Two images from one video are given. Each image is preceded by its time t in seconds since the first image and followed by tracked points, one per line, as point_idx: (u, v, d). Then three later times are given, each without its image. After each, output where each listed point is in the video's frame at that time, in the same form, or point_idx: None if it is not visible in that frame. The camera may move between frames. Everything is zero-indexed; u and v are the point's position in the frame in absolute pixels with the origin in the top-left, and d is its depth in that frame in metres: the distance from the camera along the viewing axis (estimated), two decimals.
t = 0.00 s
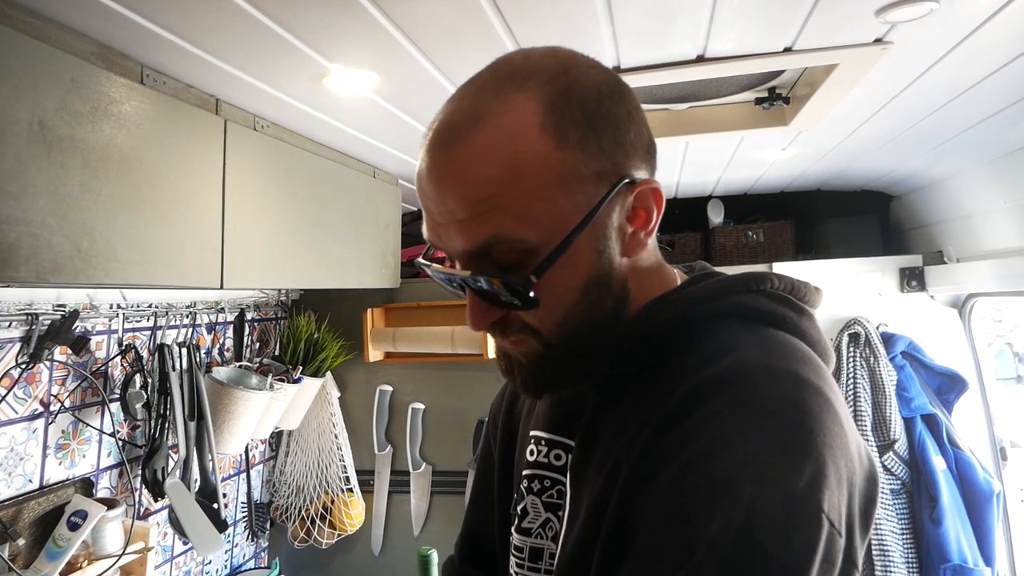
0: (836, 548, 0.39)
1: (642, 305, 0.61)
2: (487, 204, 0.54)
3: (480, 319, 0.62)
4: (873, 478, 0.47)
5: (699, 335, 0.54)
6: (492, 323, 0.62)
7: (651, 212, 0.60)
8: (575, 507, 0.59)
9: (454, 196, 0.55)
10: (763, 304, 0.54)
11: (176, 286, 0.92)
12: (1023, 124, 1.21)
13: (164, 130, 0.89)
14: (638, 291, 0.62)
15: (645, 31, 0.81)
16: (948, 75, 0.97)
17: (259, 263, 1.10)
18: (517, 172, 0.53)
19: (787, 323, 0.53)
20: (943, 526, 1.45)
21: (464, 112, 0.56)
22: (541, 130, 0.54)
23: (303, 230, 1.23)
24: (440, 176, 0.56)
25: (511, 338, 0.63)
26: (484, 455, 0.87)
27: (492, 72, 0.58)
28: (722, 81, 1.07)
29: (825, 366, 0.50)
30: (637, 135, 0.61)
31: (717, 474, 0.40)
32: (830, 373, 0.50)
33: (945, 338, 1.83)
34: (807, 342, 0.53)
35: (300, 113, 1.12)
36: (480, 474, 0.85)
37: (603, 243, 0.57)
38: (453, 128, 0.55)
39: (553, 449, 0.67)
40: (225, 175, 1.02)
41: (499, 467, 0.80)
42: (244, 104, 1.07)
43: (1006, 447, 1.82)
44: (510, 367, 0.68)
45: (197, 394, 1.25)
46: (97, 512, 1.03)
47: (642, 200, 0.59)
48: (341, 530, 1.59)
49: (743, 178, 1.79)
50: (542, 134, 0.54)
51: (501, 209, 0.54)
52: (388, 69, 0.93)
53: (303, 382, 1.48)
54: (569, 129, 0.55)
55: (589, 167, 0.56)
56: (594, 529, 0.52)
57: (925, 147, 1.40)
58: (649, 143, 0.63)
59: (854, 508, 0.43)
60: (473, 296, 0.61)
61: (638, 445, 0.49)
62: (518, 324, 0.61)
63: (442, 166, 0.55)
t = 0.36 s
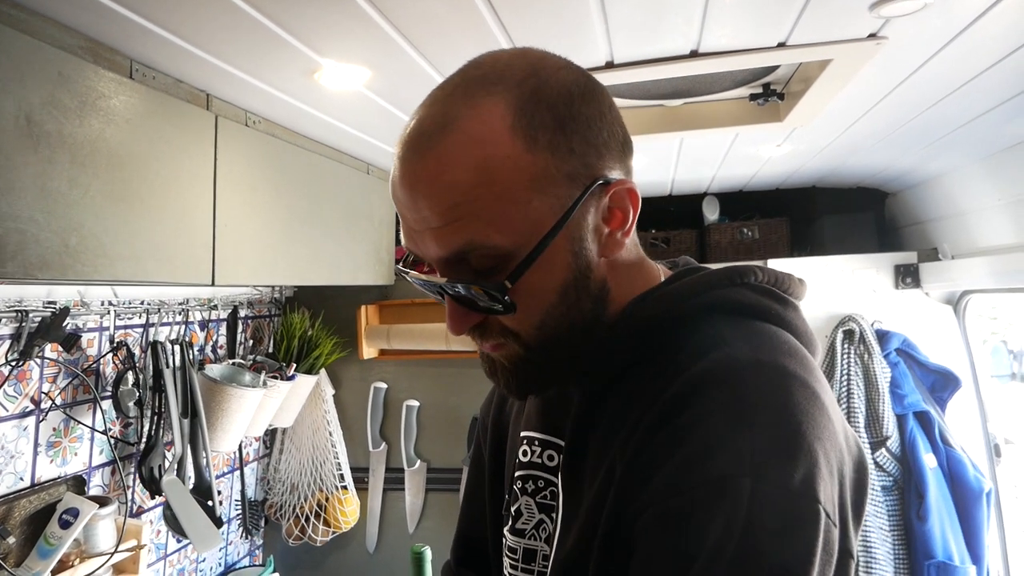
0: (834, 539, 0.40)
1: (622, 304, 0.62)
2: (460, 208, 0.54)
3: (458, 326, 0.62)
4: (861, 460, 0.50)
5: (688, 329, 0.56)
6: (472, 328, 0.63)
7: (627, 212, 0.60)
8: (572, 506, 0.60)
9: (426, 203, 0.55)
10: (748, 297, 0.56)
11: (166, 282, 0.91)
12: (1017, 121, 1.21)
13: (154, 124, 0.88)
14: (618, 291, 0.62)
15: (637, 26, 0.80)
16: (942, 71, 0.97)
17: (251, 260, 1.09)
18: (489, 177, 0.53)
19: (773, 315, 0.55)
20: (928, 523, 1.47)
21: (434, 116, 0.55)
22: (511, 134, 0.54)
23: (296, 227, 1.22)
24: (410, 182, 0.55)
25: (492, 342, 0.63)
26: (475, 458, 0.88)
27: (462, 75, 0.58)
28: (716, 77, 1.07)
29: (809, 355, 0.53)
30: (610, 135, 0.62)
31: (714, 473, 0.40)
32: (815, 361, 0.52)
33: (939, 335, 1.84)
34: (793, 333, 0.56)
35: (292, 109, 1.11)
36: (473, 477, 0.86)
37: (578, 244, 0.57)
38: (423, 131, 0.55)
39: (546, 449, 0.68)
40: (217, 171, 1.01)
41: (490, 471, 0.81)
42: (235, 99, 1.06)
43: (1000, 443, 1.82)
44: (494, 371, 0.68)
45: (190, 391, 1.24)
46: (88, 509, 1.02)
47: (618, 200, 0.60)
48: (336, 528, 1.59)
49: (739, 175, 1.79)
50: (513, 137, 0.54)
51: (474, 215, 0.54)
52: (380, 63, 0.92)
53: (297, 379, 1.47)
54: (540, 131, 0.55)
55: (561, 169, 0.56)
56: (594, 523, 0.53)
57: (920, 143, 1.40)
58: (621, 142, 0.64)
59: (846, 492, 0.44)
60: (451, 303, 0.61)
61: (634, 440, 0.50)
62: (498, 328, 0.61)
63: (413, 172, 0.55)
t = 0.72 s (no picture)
0: (827, 537, 0.41)
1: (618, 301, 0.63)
2: (452, 214, 0.55)
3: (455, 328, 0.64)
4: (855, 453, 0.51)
5: (686, 326, 0.57)
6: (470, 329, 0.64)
7: (621, 209, 0.60)
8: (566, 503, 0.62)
9: (420, 209, 0.56)
10: (743, 293, 0.56)
11: (164, 278, 0.91)
12: (1014, 116, 1.21)
13: (153, 120, 0.88)
14: (614, 288, 0.63)
15: (636, 21, 0.80)
16: (940, 66, 0.97)
17: (249, 256, 1.09)
18: (480, 182, 0.54)
19: (769, 311, 0.56)
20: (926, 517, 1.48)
21: (425, 121, 0.56)
22: (501, 137, 0.55)
23: (294, 223, 1.22)
24: (404, 189, 0.56)
25: (490, 341, 0.64)
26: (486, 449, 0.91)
27: (451, 77, 0.58)
28: (714, 73, 1.07)
29: (807, 351, 0.53)
30: (601, 133, 0.61)
31: (707, 469, 0.41)
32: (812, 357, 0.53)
33: (936, 330, 1.85)
34: (789, 329, 0.56)
35: (290, 105, 1.11)
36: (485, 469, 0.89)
37: (572, 244, 0.58)
38: (415, 137, 0.56)
39: (546, 445, 0.69)
40: (215, 167, 1.01)
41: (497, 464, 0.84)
42: (234, 95, 1.06)
43: (998, 438, 1.83)
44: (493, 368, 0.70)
45: (188, 388, 1.24)
46: (87, 505, 1.02)
47: (611, 198, 0.60)
48: (334, 523, 1.60)
49: (736, 171, 1.79)
50: (503, 140, 0.55)
51: (467, 221, 0.55)
52: (379, 59, 0.92)
53: (295, 375, 1.47)
54: (530, 132, 0.56)
55: (553, 170, 0.57)
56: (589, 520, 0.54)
57: (917, 139, 1.41)
58: (614, 139, 0.63)
59: (841, 487, 0.45)
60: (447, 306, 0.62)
61: (629, 435, 0.50)
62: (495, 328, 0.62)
63: (405, 179, 0.56)
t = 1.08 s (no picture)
0: (855, 533, 0.42)
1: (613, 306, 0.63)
2: (439, 229, 0.55)
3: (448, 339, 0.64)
4: (856, 448, 0.53)
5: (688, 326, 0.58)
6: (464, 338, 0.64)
7: (611, 214, 0.59)
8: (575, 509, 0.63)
9: (408, 226, 0.56)
10: (741, 293, 0.58)
11: (169, 277, 0.91)
12: (1017, 117, 1.22)
13: (158, 120, 0.88)
14: (607, 293, 0.63)
15: (639, 21, 0.81)
16: (944, 66, 0.97)
17: (253, 256, 1.09)
18: (465, 197, 0.55)
19: (770, 311, 0.57)
20: (931, 518, 1.48)
21: (409, 134, 0.56)
22: (486, 151, 0.55)
23: (298, 222, 1.23)
24: (390, 206, 0.57)
25: (487, 349, 0.65)
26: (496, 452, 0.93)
27: (435, 89, 0.59)
28: (717, 73, 1.07)
29: (806, 350, 0.55)
30: (589, 140, 0.61)
31: (713, 475, 0.44)
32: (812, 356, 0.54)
33: (939, 331, 1.85)
34: (790, 325, 0.58)
35: (295, 104, 1.12)
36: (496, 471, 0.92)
37: (561, 252, 0.58)
38: (399, 151, 0.56)
39: (550, 451, 0.70)
40: (220, 167, 1.01)
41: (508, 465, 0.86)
42: (238, 95, 1.07)
43: (1000, 439, 1.84)
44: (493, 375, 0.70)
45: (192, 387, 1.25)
46: (92, 503, 1.03)
47: (600, 205, 0.59)
48: (337, 523, 1.60)
49: (738, 171, 1.80)
50: (487, 152, 0.55)
51: (455, 238, 0.55)
52: (385, 59, 0.92)
53: (298, 374, 1.48)
54: (514, 144, 0.56)
55: (538, 182, 0.57)
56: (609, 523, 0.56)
57: (920, 139, 1.41)
58: (602, 145, 0.63)
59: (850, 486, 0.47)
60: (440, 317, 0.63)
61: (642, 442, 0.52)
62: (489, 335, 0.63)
63: (391, 196, 0.57)
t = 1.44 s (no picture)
0: (854, 549, 0.42)
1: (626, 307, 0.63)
2: (453, 224, 0.55)
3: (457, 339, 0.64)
4: (873, 460, 0.52)
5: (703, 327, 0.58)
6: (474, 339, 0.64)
7: (628, 214, 0.60)
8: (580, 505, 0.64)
9: (419, 220, 0.56)
10: (758, 294, 0.57)
11: (169, 274, 0.91)
12: (1020, 118, 1.21)
13: (159, 115, 0.88)
14: (620, 293, 0.63)
15: (641, 19, 0.80)
16: (946, 66, 0.97)
17: (254, 253, 1.09)
18: (479, 191, 0.54)
19: (789, 314, 0.57)
20: (931, 518, 1.48)
21: (423, 126, 0.56)
22: (502, 144, 0.55)
23: (299, 220, 1.23)
24: (402, 199, 0.57)
25: (497, 350, 0.65)
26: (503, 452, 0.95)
27: (450, 81, 0.58)
28: (719, 72, 1.07)
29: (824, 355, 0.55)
30: (607, 138, 0.61)
31: (716, 469, 0.44)
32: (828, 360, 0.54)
33: (940, 332, 1.84)
34: (807, 329, 0.57)
35: (296, 102, 1.12)
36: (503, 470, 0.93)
37: (576, 251, 0.58)
38: (412, 143, 0.56)
39: (560, 452, 0.71)
40: (221, 164, 1.01)
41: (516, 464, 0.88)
42: (240, 92, 1.07)
43: (1002, 440, 1.84)
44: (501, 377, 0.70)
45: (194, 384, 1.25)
46: (92, 500, 1.02)
47: (617, 203, 0.60)
48: (337, 521, 1.60)
49: (740, 170, 1.79)
50: (503, 145, 0.55)
51: (468, 234, 0.55)
52: (387, 57, 0.92)
53: (299, 371, 1.48)
54: (531, 138, 0.56)
55: (555, 178, 0.57)
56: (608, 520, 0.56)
57: (923, 140, 1.41)
58: (621, 142, 0.63)
59: (864, 495, 0.46)
60: (450, 317, 0.63)
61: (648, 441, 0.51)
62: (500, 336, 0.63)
63: (404, 188, 0.56)
